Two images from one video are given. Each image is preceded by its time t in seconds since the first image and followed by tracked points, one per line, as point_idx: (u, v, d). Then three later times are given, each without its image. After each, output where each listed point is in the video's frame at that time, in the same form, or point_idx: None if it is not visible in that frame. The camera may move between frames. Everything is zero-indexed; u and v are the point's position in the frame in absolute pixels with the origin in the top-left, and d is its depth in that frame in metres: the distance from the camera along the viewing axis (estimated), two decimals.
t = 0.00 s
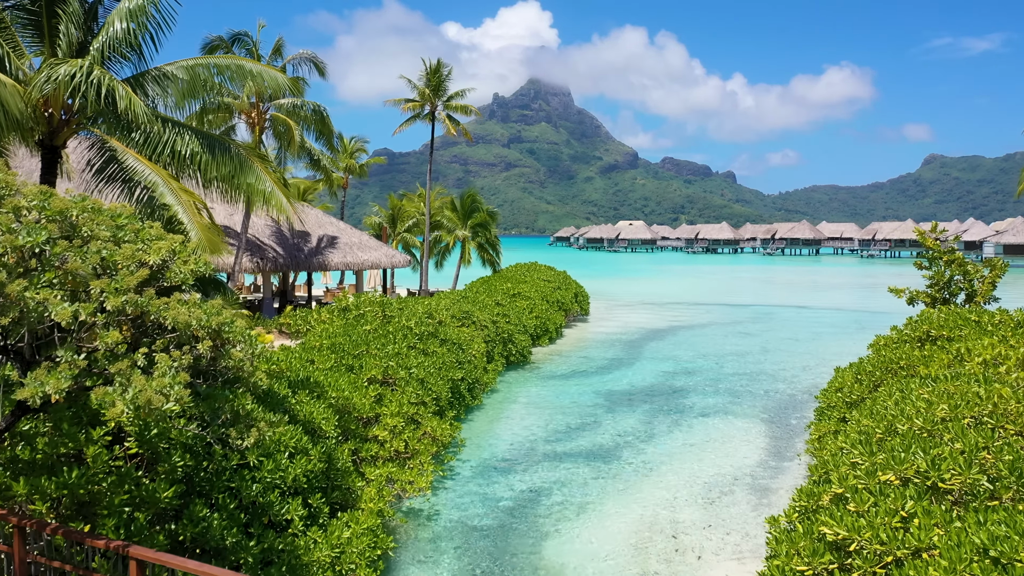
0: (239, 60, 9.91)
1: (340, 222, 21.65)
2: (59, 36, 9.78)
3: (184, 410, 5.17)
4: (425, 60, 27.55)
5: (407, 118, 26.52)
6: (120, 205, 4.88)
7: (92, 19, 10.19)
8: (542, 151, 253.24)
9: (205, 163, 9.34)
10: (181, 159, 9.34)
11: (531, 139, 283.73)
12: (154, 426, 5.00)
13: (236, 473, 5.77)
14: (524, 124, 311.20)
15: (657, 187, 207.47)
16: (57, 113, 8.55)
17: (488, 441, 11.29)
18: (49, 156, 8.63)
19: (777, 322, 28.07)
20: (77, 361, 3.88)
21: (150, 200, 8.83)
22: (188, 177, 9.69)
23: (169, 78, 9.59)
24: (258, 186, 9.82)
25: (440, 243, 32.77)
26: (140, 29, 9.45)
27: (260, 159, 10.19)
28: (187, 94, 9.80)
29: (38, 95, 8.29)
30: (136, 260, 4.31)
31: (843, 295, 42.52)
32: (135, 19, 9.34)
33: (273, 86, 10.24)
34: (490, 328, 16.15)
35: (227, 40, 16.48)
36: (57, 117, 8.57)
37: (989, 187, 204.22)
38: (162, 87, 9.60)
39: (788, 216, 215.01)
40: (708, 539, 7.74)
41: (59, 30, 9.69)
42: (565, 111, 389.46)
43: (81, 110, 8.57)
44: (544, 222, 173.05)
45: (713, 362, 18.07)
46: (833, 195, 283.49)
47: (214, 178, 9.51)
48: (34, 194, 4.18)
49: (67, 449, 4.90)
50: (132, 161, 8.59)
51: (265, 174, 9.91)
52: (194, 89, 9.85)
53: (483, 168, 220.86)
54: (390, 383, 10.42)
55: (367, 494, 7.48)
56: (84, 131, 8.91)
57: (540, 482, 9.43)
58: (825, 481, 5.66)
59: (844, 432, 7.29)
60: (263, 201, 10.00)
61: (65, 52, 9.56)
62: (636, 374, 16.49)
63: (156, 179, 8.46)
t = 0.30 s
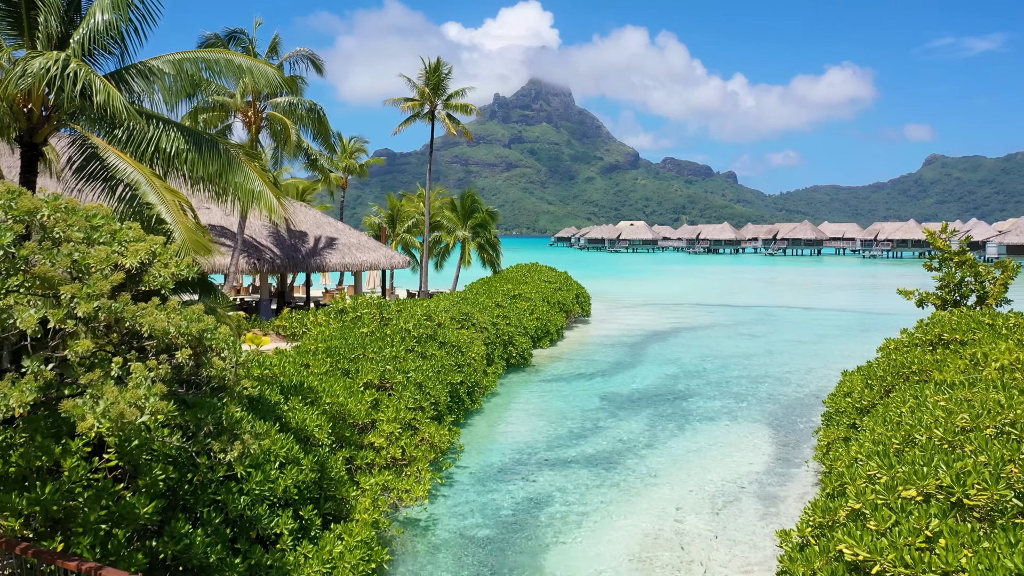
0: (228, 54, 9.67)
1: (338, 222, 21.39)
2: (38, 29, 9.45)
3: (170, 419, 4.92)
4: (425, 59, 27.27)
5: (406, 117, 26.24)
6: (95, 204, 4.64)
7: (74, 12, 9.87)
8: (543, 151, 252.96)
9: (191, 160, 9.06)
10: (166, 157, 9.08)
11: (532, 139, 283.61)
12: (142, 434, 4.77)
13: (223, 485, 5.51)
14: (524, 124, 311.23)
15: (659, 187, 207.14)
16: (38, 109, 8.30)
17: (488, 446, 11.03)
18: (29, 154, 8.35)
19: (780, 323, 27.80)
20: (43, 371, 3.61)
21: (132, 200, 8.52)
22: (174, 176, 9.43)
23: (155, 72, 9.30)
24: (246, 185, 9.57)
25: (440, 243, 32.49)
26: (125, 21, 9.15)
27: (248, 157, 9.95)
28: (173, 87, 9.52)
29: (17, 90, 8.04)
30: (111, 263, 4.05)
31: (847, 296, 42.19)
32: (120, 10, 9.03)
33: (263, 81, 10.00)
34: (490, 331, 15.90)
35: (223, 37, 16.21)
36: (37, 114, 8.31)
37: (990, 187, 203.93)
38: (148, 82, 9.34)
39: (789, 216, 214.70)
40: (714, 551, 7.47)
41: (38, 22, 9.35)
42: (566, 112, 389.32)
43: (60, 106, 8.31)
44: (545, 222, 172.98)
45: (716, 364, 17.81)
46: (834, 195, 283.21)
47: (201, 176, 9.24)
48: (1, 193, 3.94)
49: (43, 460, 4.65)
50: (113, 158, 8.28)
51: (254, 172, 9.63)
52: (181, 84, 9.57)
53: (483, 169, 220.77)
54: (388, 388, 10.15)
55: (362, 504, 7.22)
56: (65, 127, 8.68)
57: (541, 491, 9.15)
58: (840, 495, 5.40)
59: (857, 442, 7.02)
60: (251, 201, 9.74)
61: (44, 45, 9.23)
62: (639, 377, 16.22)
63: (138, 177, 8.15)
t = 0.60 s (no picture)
0: (217, 47, 9.41)
1: (335, 223, 21.13)
2: (15, 20, 9.09)
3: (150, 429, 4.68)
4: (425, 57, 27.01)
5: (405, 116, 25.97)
6: (69, 202, 4.41)
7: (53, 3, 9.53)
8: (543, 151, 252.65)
9: (176, 158, 8.79)
10: (150, 154, 8.83)
11: (533, 139, 283.49)
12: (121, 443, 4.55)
13: (208, 497, 5.25)
14: (525, 124, 311.30)
15: (659, 187, 206.88)
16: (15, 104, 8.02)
17: (487, 451, 10.81)
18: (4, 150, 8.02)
19: (783, 324, 27.53)
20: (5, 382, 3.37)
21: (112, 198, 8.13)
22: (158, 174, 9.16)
23: (140, 66, 9.05)
24: (234, 184, 9.42)
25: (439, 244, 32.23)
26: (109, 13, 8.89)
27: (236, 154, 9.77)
28: (159, 81, 9.28)
29: None
30: (80, 265, 3.81)
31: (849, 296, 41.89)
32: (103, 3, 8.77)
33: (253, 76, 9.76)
34: (490, 332, 15.65)
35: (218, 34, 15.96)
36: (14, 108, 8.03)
37: (992, 187, 203.47)
38: (132, 75, 9.03)
39: (790, 216, 214.38)
40: (720, 562, 7.19)
41: (15, 12, 8.99)
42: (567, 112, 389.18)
43: (42, 101, 7.94)
44: (546, 223, 172.97)
45: (720, 366, 17.55)
46: (836, 195, 282.81)
47: (187, 175, 9.04)
48: None
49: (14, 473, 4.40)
50: (92, 155, 7.93)
51: (240, 170, 9.38)
52: (167, 78, 9.33)
53: (484, 169, 220.68)
54: (384, 393, 9.90)
55: (356, 514, 6.96)
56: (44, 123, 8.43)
57: (540, 498, 8.90)
58: (854, 508, 5.15)
59: (869, 450, 6.77)
60: (238, 199, 9.59)
61: (22, 37, 8.88)
62: (641, 379, 15.94)
63: (118, 174, 7.78)
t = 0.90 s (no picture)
0: (201, 40, 9.18)
1: (333, 223, 20.89)
2: None
3: (128, 440, 4.46)
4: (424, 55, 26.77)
5: (404, 115, 25.73)
6: (40, 202, 4.20)
7: None
8: (545, 152, 252.95)
9: (160, 156, 8.48)
10: (132, 152, 8.50)
11: (533, 139, 283.41)
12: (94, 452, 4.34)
13: (190, 511, 5.01)
14: (526, 125, 311.39)
15: (660, 187, 206.75)
16: None
17: (486, 456, 10.57)
18: None
19: (786, 325, 27.28)
20: None
21: (90, 198, 7.68)
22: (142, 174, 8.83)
23: (124, 60, 8.78)
24: (218, 182, 9.10)
25: (438, 244, 31.95)
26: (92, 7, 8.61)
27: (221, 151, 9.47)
28: (144, 76, 9.00)
29: None
30: (43, 270, 3.60)
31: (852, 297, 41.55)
32: None
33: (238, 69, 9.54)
34: (488, 334, 15.42)
35: (212, 31, 15.73)
36: None
37: (993, 187, 203.15)
38: (114, 69, 8.78)
39: (791, 216, 213.98)
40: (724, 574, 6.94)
41: None
42: (568, 112, 389.77)
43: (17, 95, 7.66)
44: (547, 223, 172.96)
45: (723, 368, 17.32)
46: (837, 195, 282.44)
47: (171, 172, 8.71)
48: None
49: None
50: (71, 153, 7.52)
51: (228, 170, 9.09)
52: (151, 72, 9.05)
53: (485, 170, 221.10)
54: (379, 397, 9.67)
55: (347, 525, 6.73)
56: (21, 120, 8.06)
57: (540, 505, 8.68)
58: (866, 522, 4.92)
59: (880, 459, 6.52)
60: (223, 198, 9.26)
61: None
62: (642, 382, 15.71)
63: (98, 173, 7.35)
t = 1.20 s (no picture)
0: (182, 32, 8.92)
1: (331, 223, 20.67)
2: None
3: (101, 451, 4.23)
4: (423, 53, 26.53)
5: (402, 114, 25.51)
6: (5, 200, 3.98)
7: None
8: (545, 152, 252.87)
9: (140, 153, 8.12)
10: (110, 148, 8.14)
11: (534, 139, 282.26)
12: (61, 460, 4.11)
13: (168, 525, 4.77)
14: (526, 125, 311.55)
15: (661, 187, 206.69)
16: None
17: (483, 462, 10.32)
18: None
19: (787, 326, 26.99)
20: None
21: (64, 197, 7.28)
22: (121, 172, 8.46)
23: (103, 54, 8.52)
24: (199, 181, 8.62)
25: (436, 245, 31.65)
26: None
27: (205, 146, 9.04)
28: (125, 70, 8.73)
29: None
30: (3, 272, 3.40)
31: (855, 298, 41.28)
32: None
33: (222, 62, 9.22)
34: (487, 336, 15.18)
35: (206, 28, 15.54)
36: None
37: (994, 187, 202.94)
38: (93, 63, 8.63)
39: (792, 216, 213.63)
40: None
41: None
42: (569, 112, 389.97)
43: None
44: (548, 223, 172.83)
45: (725, 370, 17.05)
46: (838, 195, 282.21)
47: (149, 170, 8.33)
48: None
49: None
50: (43, 149, 7.11)
51: (210, 166, 8.70)
52: (132, 66, 8.77)
53: (486, 170, 221.23)
54: (372, 402, 9.42)
55: (337, 536, 6.50)
56: None
57: (538, 513, 8.43)
58: (877, 539, 4.68)
59: (892, 467, 6.26)
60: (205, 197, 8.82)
61: None
62: (642, 384, 15.46)
63: (72, 171, 6.94)
